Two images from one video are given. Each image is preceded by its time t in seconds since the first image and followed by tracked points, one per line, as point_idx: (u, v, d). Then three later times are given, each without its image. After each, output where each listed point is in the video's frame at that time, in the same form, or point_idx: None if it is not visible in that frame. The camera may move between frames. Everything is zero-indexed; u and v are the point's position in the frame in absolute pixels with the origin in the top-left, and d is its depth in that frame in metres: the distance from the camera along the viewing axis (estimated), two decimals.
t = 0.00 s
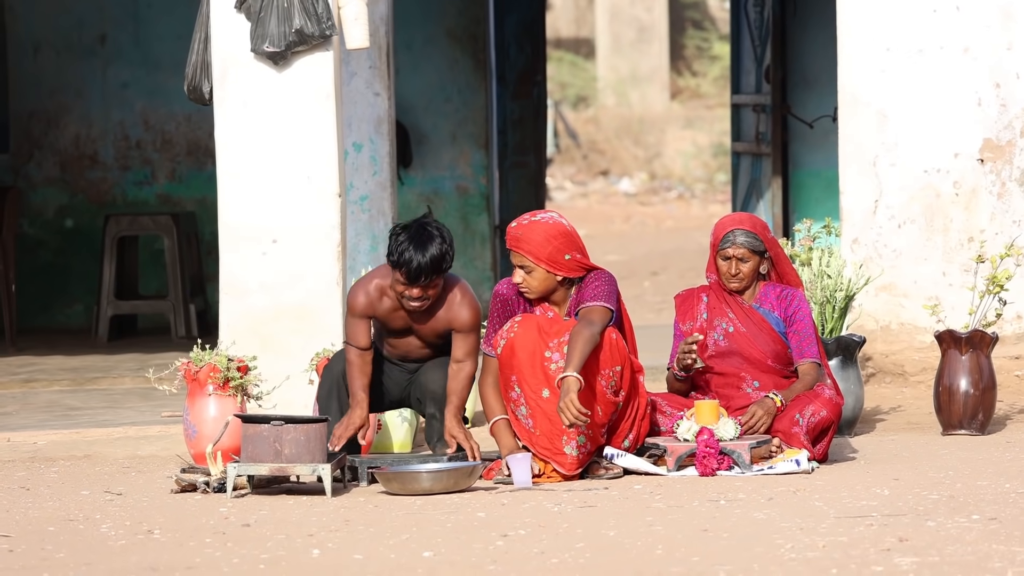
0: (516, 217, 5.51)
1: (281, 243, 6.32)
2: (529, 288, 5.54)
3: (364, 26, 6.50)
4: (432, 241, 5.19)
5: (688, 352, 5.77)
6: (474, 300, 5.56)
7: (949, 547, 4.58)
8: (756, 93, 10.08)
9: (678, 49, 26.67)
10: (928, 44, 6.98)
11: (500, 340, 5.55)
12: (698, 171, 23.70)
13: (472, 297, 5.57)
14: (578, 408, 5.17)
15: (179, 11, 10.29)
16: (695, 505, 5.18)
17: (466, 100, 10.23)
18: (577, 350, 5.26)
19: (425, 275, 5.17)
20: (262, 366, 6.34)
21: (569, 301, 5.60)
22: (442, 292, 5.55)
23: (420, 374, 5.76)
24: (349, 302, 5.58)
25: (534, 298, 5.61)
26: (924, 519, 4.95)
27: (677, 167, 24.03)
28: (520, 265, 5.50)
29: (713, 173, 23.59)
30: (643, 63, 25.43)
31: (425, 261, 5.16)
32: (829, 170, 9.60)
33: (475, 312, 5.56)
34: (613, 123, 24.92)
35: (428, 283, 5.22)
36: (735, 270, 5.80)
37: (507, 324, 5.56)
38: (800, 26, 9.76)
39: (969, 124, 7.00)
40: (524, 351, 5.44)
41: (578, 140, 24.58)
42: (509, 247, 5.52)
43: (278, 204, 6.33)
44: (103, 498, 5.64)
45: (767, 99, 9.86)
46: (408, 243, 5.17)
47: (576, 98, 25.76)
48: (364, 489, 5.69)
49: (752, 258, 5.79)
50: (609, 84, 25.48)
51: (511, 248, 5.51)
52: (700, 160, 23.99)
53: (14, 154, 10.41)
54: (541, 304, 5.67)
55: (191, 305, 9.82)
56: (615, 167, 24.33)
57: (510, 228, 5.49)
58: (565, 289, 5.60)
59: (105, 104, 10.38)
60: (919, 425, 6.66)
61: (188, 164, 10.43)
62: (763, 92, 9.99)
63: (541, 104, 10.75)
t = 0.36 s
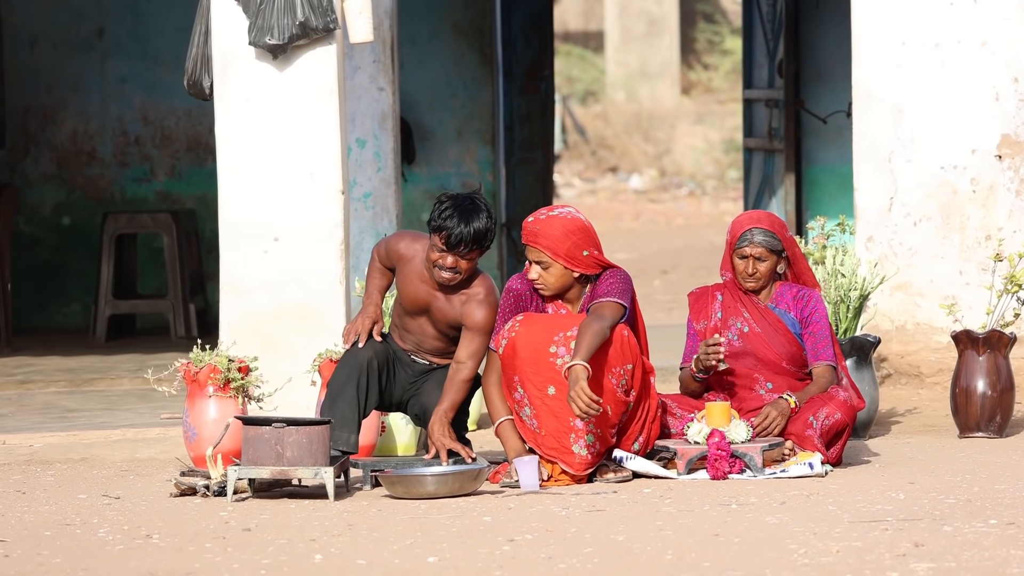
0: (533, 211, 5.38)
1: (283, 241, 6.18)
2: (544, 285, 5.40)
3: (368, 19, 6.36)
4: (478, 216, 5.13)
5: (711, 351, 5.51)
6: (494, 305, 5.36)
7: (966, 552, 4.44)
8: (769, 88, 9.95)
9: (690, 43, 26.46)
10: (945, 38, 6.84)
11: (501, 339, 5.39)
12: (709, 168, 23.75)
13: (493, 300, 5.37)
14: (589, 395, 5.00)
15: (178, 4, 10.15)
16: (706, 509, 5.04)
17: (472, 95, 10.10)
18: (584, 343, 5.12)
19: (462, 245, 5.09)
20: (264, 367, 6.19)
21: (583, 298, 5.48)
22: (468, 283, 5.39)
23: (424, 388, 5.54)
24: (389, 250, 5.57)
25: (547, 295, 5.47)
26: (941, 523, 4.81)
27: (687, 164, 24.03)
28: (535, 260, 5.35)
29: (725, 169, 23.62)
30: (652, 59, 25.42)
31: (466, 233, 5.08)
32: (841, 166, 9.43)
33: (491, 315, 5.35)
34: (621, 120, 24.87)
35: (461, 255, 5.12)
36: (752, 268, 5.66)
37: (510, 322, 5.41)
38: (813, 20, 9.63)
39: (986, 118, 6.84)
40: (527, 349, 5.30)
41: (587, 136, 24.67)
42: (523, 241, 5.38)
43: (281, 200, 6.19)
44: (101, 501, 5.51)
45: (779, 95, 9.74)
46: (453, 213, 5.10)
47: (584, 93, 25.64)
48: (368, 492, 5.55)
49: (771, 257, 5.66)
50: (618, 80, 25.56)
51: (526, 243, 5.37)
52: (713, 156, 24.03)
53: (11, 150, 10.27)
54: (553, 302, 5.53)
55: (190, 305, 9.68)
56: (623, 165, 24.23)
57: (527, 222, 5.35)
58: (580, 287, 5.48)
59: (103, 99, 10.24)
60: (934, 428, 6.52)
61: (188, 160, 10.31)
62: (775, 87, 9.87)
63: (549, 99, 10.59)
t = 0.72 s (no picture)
0: (533, 206, 5.28)
1: (274, 237, 6.08)
2: (541, 281, 5.31)
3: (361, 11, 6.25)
4: (388, 227, 4.90)
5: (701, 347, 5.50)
6: (440, 297, 5.24)
7: (969, 554, 4.34)
8: (768, 81, 9.83)
9: (689, 35, 26.64)
10: (948, 31, 6.73)
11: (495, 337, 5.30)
12: (707, 163, 23.54)
13: (438, 296, 5.24)
14: (577, 390, 4.91)
15: None
16: (704, 510, 4.94)
17: (467, 88, 10.02)
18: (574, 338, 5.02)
19: (388, 264, 4.88)
20: (255, 365, 6.09)
21: (580, 295, 5.37)
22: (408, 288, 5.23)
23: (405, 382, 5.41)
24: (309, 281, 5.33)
25: (544, 292, 5.38)
26: (943, 524, 4.71)
27: (686, 159, 23.83)
28: (534, 256, 5.26)
29: (723, 165, 23.43)
30: (650, 52, 25.31)
31: (386, 252, 4.86)
32: (844, 161, 9.42)
33: (441, 309, 5.22)
34: (620, 115, 24.76)
35: (391, 272, 4.92)
36: (757, 262, 5.58)
37: (505, 319, 5.32)
38: (814, 13, 9.53)
39: (990, 112, 6.72)
40: (521, 347, 5.20)
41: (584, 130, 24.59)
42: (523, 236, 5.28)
43: (273, 195, 6.08)
44: (89, 502, 5.41)
45: (779, 88, 9.63)
46: (364, 234, 4.89)
47: (581, 86, 25.53)
48: (361, 492, 5.45)
49: (775, 252, 5.58)
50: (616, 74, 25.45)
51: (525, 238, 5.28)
52: (711, 150, 23.83)
53: None
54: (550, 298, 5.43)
55: (182, 301, 9.58)
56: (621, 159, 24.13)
57: (526, 217, 5.25)
58: (577, 285, 5.37)
59: (91, 93, 10.14)
60: (937, 427, 6.42)
61: (178, 154, 10.20)
62: (774, 80, 9.75)
63: (545, 93, 10.36)
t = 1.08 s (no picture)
0: (528, 201, 5.27)
1: (270, 231, 6.07)
2: (536, 275, 5.31)
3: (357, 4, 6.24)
4: (336, 253, 4.83)
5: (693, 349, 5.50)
6: (398, 297, 5.20)
7: (965, 548, 4.33)
8: (765, 75, 9.82)
9: (685, 29, 26.67)
10: (944, 24, 6.72)
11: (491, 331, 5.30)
12: (703, 157, 23.53)
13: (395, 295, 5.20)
14: (581, 383, 4.91)
15: None
16: (700, 504, 4.93)
17: (463, 82, 10.02)
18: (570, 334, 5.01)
19: (345, 291, 4.82)
20: (250, 360, 6.08)
21: (575, 290, 5.37)
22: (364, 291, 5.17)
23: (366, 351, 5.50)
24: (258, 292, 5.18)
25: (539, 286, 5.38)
26: (939, 518, 4.70)
27: (682, 153, 23.83)
28: (530, 251, 5.25)
29: (719, 159, 23.47)
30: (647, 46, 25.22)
31: (340, 280, 4.80)
32: (840, 156, 9.40)
33: (401, 309, 5.19)
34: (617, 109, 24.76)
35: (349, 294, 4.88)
36: (763, 258, 5.52)
37: (500, 313, 5.31)
38: (812, 7, 9.52)
39: (986, 106, 6.71)
40: (517, 341, 5.20)
41: (580, 124, 24.56)
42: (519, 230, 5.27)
43: (268, 188, 6.07)
44: (84, 496, 5.40)
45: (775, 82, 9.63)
46: (316, 264, 4.81)
47: (578, 80, 25.53)
48: (356, 486, 5.44)
49: (783, 250, 5.52)
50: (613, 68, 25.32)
51: (521, 233, 5.27)
52: (707, 144, 23.82)
53: None
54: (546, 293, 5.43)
55: (177, 295, 9.57)
56: (618, 154, 24.13)
57: (520, 211, 5.24)
58: (573, 280, 5.37)
59: (86, 87, 10.11)
60: (933, 421, 6.42)
61: (173, 148, 10.19)
62: (772, 74, 9.75)
63: (542, 87, 10.30)
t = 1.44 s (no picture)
0: (524, 200, 5.26)
1: (267, 229, 6.06)
2: (533, 274, 5.30)
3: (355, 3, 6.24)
4: (336, 226, 4.86)
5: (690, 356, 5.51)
6: (385, 279, 5.26)
7: (962, 547, 4.34)
8: (762, 74, 9.83)
9: (682, 28, 26.69)
10: (942, 23, 6.72)
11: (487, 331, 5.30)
12: (701, 156, 23.59)
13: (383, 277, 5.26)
14: (576, 381, 4.92)
15: None
16: (697, 503, 4.94)
17: (460, 81, 10.02)
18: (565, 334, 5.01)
19: (344, 264, 4.84)
20: (247, 358, 6.08)
21: (572, 289, 5.37)
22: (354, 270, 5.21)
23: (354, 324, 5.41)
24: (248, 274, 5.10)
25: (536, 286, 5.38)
26: (936, 517, 4.70)
27: (679, 152, 23.84)
28: (525, 250, 5.25)
29: (715, 158, 23.48)
30: (644, 45, 25.35)
31: (340, 252, 4.81)
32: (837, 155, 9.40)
33: (387, 291, 5.25)
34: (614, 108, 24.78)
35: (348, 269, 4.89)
36: (756, 259, 5.54)
37: (496, 313, 5.31)
38: (809, 7, 9.53)
39: (984, 105, 6.72)
40: (513, 340, 5.19)
41: (577, 123, 24.46)
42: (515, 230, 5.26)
43: (265, 187, 6.07)
44: (81, 494, 5.40)
45: (772, 81, 9.64)
46: (315, 237, 4.83)
47: (574, 79, 25.53)
48: (353, 485, 5.44)
49: (775, 249, 5.54)
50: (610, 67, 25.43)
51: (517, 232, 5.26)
52: (704, 143, 23.82)
53: None
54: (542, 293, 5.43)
55: (173, 294, 9.57)
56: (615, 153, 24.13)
57: (518, 211, 5.23)
58: (569, 279, 5.37)
59: (83, 85, 10.10)
60: (930, 420, 6.42)
61: (170, 147, 10.19)
62: (768, 73, 9.75)
63: (539, 85, 10.24)
